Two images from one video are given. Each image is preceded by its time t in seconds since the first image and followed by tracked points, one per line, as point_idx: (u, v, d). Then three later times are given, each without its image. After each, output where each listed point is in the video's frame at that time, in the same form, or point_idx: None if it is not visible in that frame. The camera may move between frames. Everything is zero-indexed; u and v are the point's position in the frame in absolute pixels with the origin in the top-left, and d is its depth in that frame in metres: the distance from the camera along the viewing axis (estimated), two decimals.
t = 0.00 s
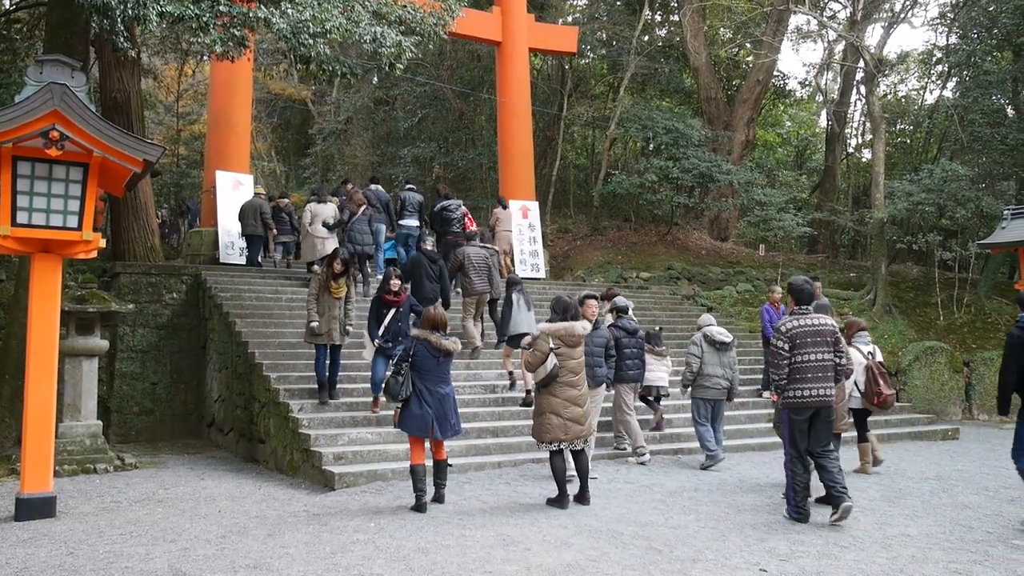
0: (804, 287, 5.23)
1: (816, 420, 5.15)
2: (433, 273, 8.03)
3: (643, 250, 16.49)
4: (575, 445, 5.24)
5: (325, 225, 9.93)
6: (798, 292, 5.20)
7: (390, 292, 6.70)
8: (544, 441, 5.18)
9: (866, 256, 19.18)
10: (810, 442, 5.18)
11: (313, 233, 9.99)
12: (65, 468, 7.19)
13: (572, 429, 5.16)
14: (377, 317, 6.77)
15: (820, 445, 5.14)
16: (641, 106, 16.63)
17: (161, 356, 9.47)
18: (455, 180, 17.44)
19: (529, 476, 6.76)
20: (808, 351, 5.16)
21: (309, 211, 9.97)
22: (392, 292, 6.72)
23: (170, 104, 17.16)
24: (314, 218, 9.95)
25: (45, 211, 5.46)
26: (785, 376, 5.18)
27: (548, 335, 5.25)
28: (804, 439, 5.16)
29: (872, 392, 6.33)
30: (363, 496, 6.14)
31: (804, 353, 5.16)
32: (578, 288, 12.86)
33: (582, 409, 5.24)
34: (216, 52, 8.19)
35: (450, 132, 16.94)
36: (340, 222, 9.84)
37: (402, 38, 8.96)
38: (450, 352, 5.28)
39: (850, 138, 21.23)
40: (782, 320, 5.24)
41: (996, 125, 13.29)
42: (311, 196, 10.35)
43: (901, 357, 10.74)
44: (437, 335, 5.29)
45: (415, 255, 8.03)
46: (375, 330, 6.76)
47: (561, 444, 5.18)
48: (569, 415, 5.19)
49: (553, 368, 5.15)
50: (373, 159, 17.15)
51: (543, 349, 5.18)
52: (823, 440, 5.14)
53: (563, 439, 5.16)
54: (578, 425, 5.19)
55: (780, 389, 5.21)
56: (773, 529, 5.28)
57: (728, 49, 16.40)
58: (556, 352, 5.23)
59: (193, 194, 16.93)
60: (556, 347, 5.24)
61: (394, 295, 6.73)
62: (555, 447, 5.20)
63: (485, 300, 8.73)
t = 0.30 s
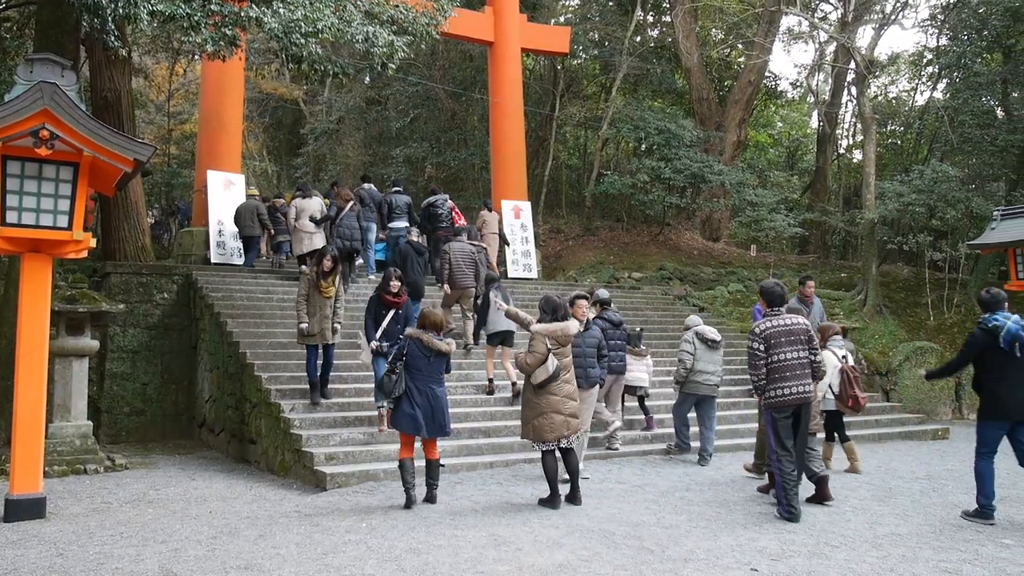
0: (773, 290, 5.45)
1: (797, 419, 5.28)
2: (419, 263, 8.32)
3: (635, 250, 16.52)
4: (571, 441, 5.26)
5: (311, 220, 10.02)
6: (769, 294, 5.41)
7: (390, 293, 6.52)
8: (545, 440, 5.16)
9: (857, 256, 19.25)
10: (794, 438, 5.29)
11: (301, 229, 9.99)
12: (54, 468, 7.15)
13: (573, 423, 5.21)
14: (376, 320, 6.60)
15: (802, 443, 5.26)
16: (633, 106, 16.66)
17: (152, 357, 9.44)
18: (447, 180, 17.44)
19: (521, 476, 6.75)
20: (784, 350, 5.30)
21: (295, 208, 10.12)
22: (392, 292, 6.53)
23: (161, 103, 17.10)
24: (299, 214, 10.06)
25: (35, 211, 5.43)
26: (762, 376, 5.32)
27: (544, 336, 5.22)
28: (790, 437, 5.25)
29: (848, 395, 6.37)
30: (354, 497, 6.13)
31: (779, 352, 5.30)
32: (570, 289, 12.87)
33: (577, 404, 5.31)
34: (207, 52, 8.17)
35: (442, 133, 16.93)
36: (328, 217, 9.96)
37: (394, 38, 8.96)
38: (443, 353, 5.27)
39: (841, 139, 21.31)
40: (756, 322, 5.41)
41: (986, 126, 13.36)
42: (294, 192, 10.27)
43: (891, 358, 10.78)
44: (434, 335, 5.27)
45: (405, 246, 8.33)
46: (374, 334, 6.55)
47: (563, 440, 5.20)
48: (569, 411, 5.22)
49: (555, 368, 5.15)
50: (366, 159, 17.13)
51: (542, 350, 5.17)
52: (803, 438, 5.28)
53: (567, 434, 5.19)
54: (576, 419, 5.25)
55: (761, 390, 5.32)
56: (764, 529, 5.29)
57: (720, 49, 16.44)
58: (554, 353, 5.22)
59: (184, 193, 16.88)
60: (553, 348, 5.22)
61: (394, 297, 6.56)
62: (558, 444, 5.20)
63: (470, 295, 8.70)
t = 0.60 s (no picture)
0: (759, 291, 5.50)
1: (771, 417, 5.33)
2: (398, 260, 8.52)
3: (626, 250, 16.57)
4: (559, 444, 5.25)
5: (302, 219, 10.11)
6: (754, 296, 5.45)
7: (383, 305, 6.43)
8: (533, 441, 5.12)
9: (846, 257, 19.35)
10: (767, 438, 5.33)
11: (290, 229, 10.19)
12: (43, 469, 7.11)
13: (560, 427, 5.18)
14: (370, 330, 6.59)
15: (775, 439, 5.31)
16: (625, 107, 16.68)
17: (141, 357, 9.40)
18: (439, 180, 17.43)
19: (512, 476, 6.76)
20: (764, 350, 5.33)
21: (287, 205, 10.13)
22: (383, 304, 6.45)
23: (151, 102, 17.02)
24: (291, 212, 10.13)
25: (23, 210, 5.40)
26: (741, 374, 5.34)
27: (538, 336, 5.26)
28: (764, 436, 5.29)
29: (822, 392, 6.55)
30: (345, 497, 6.12)
31: (760, 352, 5.33)
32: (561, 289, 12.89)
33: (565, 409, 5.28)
34: (198, 51, 8.15)
35: (433, 133, 16.91)
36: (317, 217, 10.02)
37: (385, 38, 8.94)
38: (418, 351, 5.25)
39: (831, 140, 21.41)
40: (740, 320, 5.43)
41: (975, 128, 13.44)
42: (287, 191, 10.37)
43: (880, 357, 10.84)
44: (411, 334, 5.27)
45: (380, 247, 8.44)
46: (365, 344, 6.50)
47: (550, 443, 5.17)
48: (558, 415, 5.19)
49: (548, 368, 5.16)
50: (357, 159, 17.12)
51: (535, 351, 5.17)
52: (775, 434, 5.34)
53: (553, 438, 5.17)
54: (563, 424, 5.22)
55: (739, 387, 5.35)
56: (754, 529, 5.31)
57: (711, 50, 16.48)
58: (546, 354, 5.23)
59: (174, 193, 16.82)
60: (546, 348, 5.26)
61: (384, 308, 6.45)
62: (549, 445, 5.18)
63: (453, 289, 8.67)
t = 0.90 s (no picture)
0: (734, 290, 5.79)
1: (748, 411, 5.65)
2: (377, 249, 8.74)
3: (619, 250, 16.59)
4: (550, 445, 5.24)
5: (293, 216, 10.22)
6: (730, 295, 5.78)
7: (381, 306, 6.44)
8: (524, 441, 5.11)
9: (838, 257, 19.44)
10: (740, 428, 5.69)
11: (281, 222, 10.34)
12: (33, 470, 7.07)
13: (552, 430, 5.16)
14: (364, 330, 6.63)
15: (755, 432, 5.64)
16: (617, 107, 16.71)
17: (132, 357, 9.36)
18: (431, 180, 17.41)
19: (505, 476, 6.76)
20: (744, 347, 5.61)
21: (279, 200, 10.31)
22: (378, 305, 6.45)
23: (142, 101, 16.94)
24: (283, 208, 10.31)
25: (14, 209, 5.36)
26: (722, 369, 5.60)
27: (531, 334, 5.25)
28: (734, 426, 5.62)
29: (796, 394, 6.72)
30: (338, 497, 6.11)
31: (740, 349, 5.61)
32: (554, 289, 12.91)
33: (558, 411, 5.27)
34: (189, 50, 8.12)
35: (426, 132, 16.89)
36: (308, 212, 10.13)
37: (378, 37, 8.93)
38: (406, 349, 5.25)
39: (823, 141, 21.50)
40: (719, 317, 5.69)
41: (965, 129, 13.51)
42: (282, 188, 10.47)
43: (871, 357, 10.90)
44: (401, 333, 5.27)
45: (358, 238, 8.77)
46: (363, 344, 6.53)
47: (542, 444, 5.15)
48: (549, 416, 5.18)
49: (542, 366, 5.15)
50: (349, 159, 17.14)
51: (528, 348, 5.18)
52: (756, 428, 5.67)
53: (544, 440, 5.14)
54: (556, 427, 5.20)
55: (718, 382, 5.62)
56: (746, 528, 5.32)
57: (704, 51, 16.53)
58: (540, 351, 5.23)
59: (166, 192, 16.74)
60: (540, 346, 5.24)
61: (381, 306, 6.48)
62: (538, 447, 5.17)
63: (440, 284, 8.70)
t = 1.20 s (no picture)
0: (703, 292, 5.99)
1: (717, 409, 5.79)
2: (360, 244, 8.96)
3: (611, 250, 16.62)
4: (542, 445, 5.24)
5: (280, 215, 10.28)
6: (699, 296, 5.98)
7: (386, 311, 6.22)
8: (517, 441, 5.10)
9: (829, 258, 19.52)
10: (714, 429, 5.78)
11: (269, 222, 10.29)
12: (23, 471, 7.03)
13: (543, 429, 5.16)
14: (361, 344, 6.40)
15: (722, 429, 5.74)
16: (610, 108, 16.72)
17: (123, 357, 9.32)
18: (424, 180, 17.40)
19: (497, 476, 6.76)
20: (714, 347, 5.79)
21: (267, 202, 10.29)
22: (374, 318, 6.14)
23: (133, 100, 16.87)
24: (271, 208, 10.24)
25: (4, 208, 5.33)
26: (693, 370, 5.81)
27: (521, 333, 5.25)
28: (707, 424, 5.77)
29: (770, 391, 6.81)
30: (330, 498, 6.10)
31: (710, 349, 5.78)
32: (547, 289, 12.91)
33: (549, 410, 5.27)
34: (181, 49, 8.10)
35: (418, 132, 16.87)
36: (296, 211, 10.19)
37: (371, 36, 8.91)
38: (406, 351, 5.23)
39: (815, 141, 21.58)
40: (691, 320, 5.89)
41: (956, 130, 13.57)
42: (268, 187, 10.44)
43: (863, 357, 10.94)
44: (401, 334, 5.25)
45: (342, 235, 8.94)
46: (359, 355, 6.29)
47: (533, 444, 5.15)
48: (540, 416, 5.19)
49: (533, 365, 5.17)
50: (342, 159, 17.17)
51: (519, 347, 5.17)
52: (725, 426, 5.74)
53: (535, 439, 5.14)
54: (547, 426, 5.21)
55: (690, 382, 5.82)
56: (738, 528, 5.34)
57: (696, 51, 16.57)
58: (532, 350, 5.23)
59: (157, 191, 16.68)
60: (531, 345, 5.24)
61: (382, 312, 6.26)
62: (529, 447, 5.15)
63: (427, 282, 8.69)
